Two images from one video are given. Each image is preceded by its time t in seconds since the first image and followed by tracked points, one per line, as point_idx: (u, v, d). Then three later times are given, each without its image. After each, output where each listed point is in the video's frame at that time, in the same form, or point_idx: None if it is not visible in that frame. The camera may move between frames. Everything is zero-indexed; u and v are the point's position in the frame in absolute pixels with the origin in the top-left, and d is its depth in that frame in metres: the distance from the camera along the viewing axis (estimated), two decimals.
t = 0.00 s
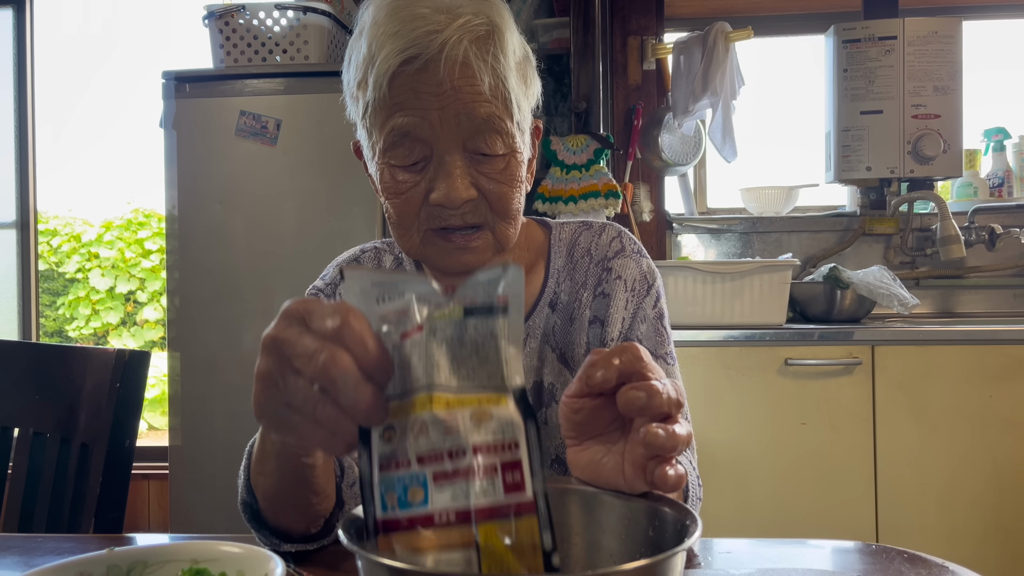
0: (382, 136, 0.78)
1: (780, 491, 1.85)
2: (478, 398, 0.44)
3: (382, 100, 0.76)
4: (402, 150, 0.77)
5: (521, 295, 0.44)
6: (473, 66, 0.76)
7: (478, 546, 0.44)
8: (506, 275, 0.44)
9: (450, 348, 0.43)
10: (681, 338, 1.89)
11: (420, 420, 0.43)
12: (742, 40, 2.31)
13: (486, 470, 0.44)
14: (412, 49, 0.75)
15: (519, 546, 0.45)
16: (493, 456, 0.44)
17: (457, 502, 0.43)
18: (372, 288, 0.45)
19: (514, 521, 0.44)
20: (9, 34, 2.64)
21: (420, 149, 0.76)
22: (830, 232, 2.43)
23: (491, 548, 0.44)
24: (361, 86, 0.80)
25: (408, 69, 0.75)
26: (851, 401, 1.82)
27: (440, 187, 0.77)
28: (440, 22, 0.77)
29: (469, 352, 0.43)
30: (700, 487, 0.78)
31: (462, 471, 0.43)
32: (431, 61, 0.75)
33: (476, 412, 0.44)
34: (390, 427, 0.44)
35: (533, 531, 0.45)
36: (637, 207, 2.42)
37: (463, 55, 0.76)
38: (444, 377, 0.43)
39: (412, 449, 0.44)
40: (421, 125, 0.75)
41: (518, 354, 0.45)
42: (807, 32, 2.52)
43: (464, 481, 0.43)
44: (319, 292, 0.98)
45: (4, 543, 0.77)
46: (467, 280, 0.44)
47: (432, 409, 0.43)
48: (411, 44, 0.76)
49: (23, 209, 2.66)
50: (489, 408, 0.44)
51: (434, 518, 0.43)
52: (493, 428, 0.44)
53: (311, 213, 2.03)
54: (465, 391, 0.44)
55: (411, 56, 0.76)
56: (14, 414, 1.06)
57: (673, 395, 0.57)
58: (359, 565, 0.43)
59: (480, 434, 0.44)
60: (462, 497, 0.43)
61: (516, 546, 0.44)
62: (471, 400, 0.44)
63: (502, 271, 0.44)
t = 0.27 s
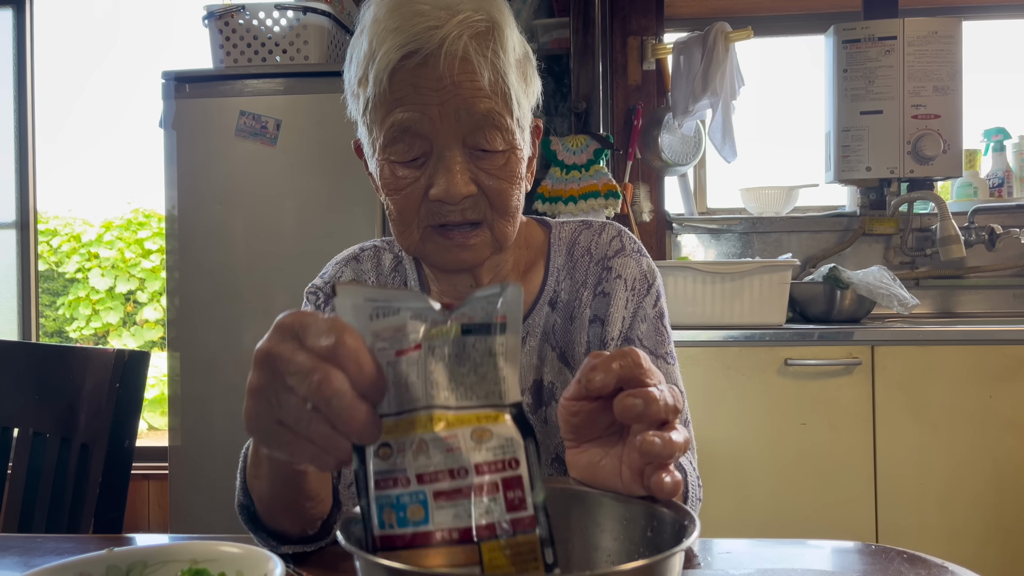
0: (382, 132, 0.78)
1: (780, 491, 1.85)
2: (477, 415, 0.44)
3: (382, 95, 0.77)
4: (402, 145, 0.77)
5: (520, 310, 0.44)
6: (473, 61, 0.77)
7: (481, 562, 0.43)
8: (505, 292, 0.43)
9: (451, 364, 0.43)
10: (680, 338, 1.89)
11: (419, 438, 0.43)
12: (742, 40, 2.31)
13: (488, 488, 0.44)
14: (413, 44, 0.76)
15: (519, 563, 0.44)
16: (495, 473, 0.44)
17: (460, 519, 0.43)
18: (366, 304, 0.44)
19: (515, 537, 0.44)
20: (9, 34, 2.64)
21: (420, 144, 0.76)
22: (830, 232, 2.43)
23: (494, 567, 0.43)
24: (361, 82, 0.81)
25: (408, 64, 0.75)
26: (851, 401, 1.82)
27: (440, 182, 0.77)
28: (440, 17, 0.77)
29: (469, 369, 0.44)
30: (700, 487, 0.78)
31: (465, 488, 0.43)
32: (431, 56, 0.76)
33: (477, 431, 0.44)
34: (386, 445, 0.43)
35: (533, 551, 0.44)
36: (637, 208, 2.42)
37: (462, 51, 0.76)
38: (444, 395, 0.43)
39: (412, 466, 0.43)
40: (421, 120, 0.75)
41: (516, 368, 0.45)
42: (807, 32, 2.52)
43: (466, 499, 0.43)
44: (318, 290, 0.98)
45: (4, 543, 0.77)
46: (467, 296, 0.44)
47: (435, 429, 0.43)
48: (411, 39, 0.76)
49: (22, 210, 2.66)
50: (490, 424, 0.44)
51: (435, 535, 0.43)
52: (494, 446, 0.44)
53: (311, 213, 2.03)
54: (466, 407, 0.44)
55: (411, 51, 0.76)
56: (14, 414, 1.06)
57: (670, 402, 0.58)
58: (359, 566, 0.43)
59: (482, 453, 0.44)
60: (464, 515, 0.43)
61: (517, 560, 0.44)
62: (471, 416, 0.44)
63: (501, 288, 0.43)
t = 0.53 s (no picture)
0: (380, 127, 0.78)
1: (780, 491, 1.85)
2: (473, 423, 0.46)
3: (381, 91, 0.77)
4: (400, 141, 0.77)
5: (508, 313, 0.46)
6: (472, 58, 0.77)
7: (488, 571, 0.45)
8: (491, 297, 0.45)
9: (441, 373, 0.46)
10: (680, 338, 1.89)
11: (415, 451, 0.45)
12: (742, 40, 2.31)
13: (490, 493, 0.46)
14: (412, 40, 0.76)
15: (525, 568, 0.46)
16: (495, 480, 0.46)
17: (462, 530, 0.45)
18: (350, 317, 0.46)
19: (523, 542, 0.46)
20: (9, 34, 2.65)
21: (417, 140, 0.76)
22: (830, 232, 2.43)
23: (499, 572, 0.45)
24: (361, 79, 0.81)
25: (407, 60, 0.76)
26: (851, 401, 1.82)
27: (437, 177, 0.77)
28: (440, 15, 0.77)
29: (460, 376, 0.46)
30: (700, 487, 0.78)
31: (467, 497, 0.45)
32: (430, 52, 0.76)
33: (473, 438, 0.46)
34: (382, 459, 0.45)
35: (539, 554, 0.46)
36: (637, 208, 2.42)
37: (461, 47, 0.76)
38: (438, 406, 0.45)
39: (411, 480, 0.45)
40: (420, 116, 0.75)
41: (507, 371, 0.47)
42: (807, 32, 2.52)
43: (469, 508, 0.45)
44: (319, 289, 0.98)
45: (4, 544, 0.77)
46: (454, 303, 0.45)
47: (432, 440, 0.45)
48: (411, 34, 0.76)
49: (22, 210, 2.66)
50: (486, 433, 0.46)
51: (441, 547, 0.44)
52: (493, 452, 0.46)
53: (311, 213, 2.03)
54: (461, 415, 0.46)
55: (410, 47, 0.76)
56: (14, 414, 1.06)
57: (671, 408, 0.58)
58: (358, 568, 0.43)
59: (480, 460, 0.46)
60: (469, 524, 0.45)
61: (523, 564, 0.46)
62: (469, 425, 0.46)
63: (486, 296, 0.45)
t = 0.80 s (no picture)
0: (383, 120, 0.78)
1: (780, 492, 1.85)
2: (486, 335, 0.42)
3: (383, 83, 0.77)
4: (402, 133, 0.77)
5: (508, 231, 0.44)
6: (474, 51, 0.77)
7: (515, 478, 0.40)
8: (486, 214, 0.44)
9: (448, 295, 0.43)
10: (680, 339, 1.89)
11: (433, 368, 0.42)
12: (742, 40, 2.31)
13: (507, 399, 0.41)
14: (415, 32, 0.76)
15: (555, 478, 0.40)
16: (509, 387, 0.41)
17: (485, 437, 0.41)
18: (366, 257, 0.47)
19: (541, 443, 0.41)
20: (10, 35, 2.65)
21: (419, 133, 0.76)
22: (830, 232, 2.43)
23: (526, 480, 0.40)
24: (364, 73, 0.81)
25: (410, 51, 0.76)
26: (851, 401, 1.82)
27: (439, 170, 0.76)
28: (442, 8, 0.78)
29: (468, 296, 0.43)
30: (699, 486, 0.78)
31: (482, 406, 0.41)
32: (432, 45, 0.76)
33: (485, 349, 0.42)
34: (408, 385, 0.44)
35: (566, 454, 0.41)
36: (637, 208, 2.42)
37: (463, 39, 0.77)
38: (450, 326, 0.43)
39: (431, 398, 0.42)
40: (422, 107, 0.75)
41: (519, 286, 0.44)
42: (807, 32, 2.52)
43: (488, 416, 0.41)
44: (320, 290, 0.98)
45: (4, 543, 0.77)
46: (453, 228, 0.45)
47: (442, 355, 0.42)
48: (414, 27, 0.77)
49: (22, 210, 2.65)
50: (499, 343, 0.42)
51: (467, 459, 0.41)
52: (504, 360, 0.42)
53: (311, 214, 2.03)
54: (472, 331, 0.43)
55: (413, 39, 0.76)
56: (14, 414, 1.06)
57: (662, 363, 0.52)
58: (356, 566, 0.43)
59: (495, 369, 0.42)
60: (489, 431, 0.41)
61: (552, 470, 0.40)
62: (480, 339, 0.42)
63: (483, 213, 0.44)
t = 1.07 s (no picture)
0: (385, 116, 0.78)
1: (781, 492, 1.85)
2: (485, 353, 0.44)
3: (386, 80, 0.77)
4: (405, 129, 0.77)
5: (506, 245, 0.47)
6: (477, 47, 0.77)
7: (517, 495, 0.40)
8: (487, 229, 0.47)
9: (448, 309, 0.45)
10: (681, 339, 1.89)
11: (432, 385, 0.43)
12: (742, 40, 2.31)
13: (507, 412, 0.41)
14: (418, 28, 0.77)
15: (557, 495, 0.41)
16: (508, 402, 0.42)
17: (485, 454, 0.41)
18: (365, 281, 0.49)
19: (544, 458, 0.41)
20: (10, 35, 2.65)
21: (422, 129, 0.76)
22: (830, 232, 2.43)
23: (528, 496, 0.40)
24: (367, 71, 0.81)
25: (413, 48, 0.76)
26: (851, 402, 1.82)
27: (441, 165, 0.76)
28: (445, 5, 0.78)
29: (467, 312, 0.45)
30: (697, 485, 0.78)
31: (482, 421, 0.41)
32: (435, 41, 0.76)
33: (485, 364, 0.43)
34: (409, 408, 0.44)
35: (569, 468, 0.41)
36: (638, 208, 2.42)
37: (465, 36, 0.77)
38: (449, 341, 0.44)
39: (430, 416, 0.42)
40: (425, 103, 0.75)
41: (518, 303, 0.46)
42: (807, 32, 2.52)
43: (488, 431, 0.41)
44: (321, 292, 0.98)
45: (4, 543, 0.77)
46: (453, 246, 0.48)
47: (442, 370, 0.43)
48: (417, 23, 0.77)
49: (22, 210, 2.65)
50: (500, 358, 0.43)
51: (467, 478, 0.40)
52: (505, 375, 0.43)
53: (311, 214, 2.03)
54: (472, 347, 0.44)
55: (416, 35, 0.76)
56: (14, 414, 1.06)
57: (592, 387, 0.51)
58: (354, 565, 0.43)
59: (496, 384, 0.42)
60: (489, 447, 0.41)
61: (553, 485, 0.41)
62: (480, 355, 0.44)
63: (482, 228, 0.47)
